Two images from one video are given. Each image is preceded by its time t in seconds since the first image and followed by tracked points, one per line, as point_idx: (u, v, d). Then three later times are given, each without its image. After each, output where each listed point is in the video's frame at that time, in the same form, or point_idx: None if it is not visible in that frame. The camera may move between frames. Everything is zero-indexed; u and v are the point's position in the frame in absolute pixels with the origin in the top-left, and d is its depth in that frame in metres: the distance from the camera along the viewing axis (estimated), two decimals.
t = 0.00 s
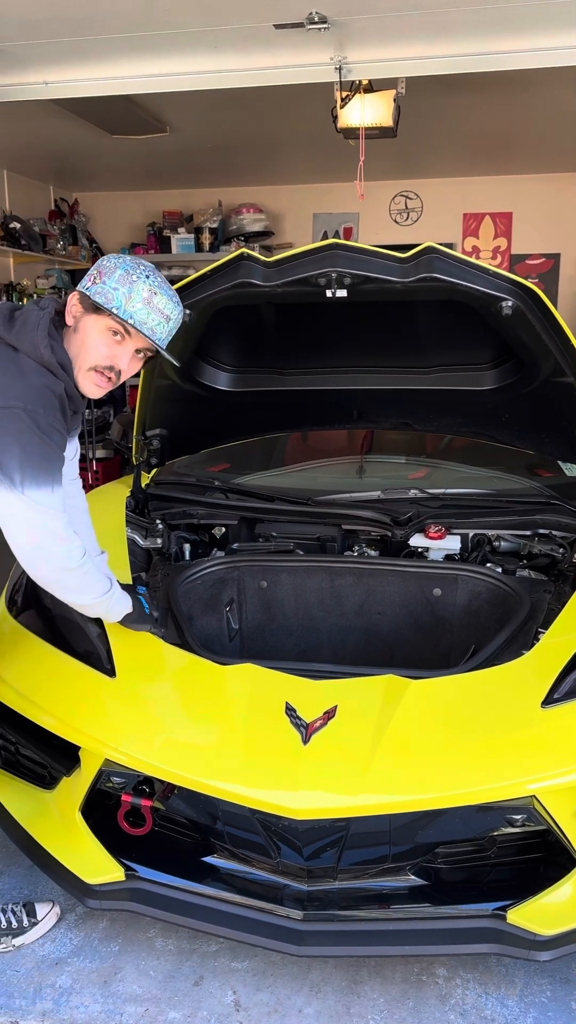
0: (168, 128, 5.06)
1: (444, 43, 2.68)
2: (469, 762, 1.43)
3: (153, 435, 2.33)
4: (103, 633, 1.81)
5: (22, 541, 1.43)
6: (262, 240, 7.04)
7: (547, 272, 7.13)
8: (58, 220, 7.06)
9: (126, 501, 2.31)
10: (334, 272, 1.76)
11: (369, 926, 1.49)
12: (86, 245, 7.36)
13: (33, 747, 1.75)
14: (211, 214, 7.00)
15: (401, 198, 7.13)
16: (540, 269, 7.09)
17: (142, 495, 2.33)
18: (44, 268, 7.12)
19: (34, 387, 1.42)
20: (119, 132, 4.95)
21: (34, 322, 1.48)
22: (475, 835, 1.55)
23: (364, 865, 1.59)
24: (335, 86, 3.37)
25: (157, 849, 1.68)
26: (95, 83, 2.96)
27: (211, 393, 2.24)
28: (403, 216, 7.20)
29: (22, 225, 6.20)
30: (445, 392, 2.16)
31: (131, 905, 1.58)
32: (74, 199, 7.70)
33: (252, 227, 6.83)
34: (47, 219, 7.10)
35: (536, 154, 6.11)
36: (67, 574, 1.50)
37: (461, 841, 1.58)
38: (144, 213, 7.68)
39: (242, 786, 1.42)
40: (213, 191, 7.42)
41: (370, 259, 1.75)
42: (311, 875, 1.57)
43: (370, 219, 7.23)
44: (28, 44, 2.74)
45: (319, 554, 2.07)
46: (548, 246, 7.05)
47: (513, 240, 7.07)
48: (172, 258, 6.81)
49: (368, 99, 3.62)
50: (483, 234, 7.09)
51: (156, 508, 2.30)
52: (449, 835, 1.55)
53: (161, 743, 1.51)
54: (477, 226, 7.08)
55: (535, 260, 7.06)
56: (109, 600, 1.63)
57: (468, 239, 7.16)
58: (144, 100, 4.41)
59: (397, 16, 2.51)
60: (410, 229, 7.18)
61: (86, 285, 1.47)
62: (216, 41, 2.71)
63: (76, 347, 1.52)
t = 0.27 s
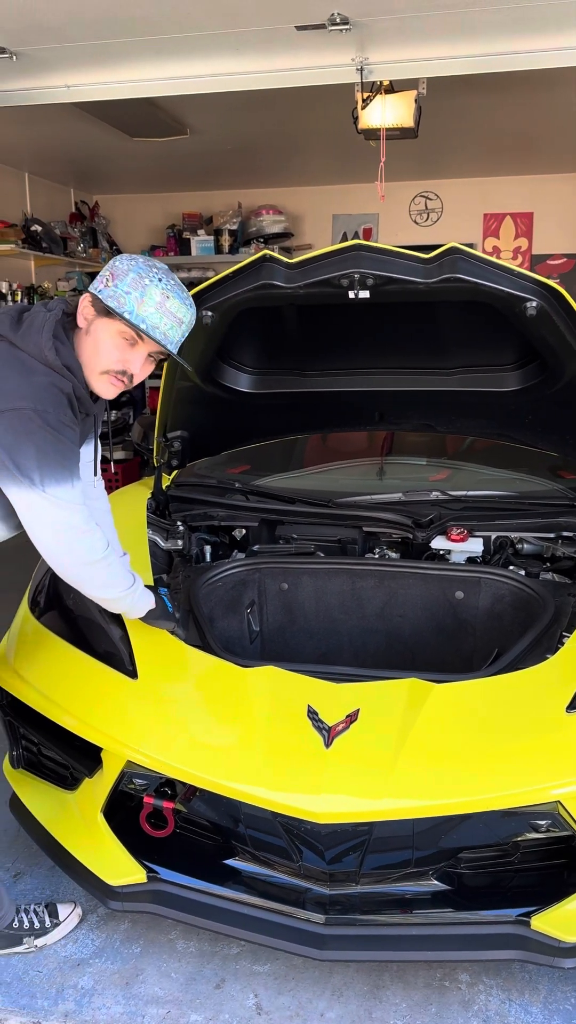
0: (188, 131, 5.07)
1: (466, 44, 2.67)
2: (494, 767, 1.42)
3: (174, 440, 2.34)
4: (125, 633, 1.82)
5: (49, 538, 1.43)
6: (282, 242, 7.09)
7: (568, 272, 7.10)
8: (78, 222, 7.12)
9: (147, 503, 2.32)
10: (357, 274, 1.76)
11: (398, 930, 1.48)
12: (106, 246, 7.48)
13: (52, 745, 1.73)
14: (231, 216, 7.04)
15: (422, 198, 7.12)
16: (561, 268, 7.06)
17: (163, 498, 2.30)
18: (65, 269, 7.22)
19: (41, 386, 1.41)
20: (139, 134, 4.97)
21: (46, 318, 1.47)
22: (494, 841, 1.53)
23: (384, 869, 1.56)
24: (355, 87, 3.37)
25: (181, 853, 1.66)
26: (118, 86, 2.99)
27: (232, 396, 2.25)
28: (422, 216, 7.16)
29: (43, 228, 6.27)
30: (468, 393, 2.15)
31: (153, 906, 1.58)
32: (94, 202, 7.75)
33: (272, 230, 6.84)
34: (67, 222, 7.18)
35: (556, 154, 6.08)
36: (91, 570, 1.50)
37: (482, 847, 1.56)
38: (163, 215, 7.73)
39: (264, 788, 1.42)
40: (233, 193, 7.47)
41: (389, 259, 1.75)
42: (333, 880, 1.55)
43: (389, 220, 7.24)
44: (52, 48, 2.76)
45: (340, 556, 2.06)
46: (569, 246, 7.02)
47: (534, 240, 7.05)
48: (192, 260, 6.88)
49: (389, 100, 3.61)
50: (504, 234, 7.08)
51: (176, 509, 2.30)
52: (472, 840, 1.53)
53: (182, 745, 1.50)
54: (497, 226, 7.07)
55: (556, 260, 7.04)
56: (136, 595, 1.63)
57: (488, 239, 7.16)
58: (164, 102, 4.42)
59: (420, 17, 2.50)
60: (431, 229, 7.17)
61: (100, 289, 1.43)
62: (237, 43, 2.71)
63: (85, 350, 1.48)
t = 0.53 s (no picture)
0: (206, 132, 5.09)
1: (484, 44, 2.67)
2: (513, 770, 1.41)
3: (191, 441, 2.39)
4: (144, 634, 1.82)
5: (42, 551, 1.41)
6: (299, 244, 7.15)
7: None
8: (96, 225, 7.20)
9: (164, 505, 2.36)
10: (376, 275, 1.76)
11: (418, 933, 1.47)
12: (123, 248, 7.56)
13: (71, 747, 1.73)
14: (248, 218, 7.09)
15: (439, 198, 7.22)
16: None
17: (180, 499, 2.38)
18: (83, 270, 7.31)
19: (61, 392, 1.41)
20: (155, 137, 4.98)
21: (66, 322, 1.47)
22: (516, 845, 1.51)
23: (404, 873, 1.54)
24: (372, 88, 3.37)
25: (199, 855, 1.65)
26: (139, 88, 3.04)
27: (250, 398, 2.28)
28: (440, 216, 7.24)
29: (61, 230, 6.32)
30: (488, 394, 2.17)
31: (171, 908, 1.58)
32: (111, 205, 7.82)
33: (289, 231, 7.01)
34: (86, 224, 7.26)
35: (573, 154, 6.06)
36: (83, 587, 1.48)
37: (501, 851, 1.53)
38: (181, 217, 7.81)
39: (282, 790, 1.41)
40: (250, 195, 7.55)
41: (408, 259, 1.75)
42: (351, 882, 1.53)
43: (407, 221, 7.33)
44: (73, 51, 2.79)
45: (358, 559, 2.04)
46: None
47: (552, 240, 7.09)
48: (208, 262, 6.96)
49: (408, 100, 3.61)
50: (522, 234, 7.14)
51: (193, 510, 2.33)
52: (493, 844, 1.50)
53: (198, 745, 1.50)
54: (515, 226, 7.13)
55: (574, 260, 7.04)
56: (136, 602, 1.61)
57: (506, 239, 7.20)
58: (182, 104, 4.43)
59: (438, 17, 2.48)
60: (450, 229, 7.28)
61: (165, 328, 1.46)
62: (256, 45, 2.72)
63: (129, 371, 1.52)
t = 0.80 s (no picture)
0: (225, 135, 5.12)
1: (504, 45, 2.68)
2: (538, 775, 1.40)
3: (213, 442, 2.37)
4: (166, 633, 1.80)
5: (34, 526, 1.41)
6: (318, 246, 7.21)
7: None
8: (116, 228, 7.28)
9: (186, 506, 2.36)
10: (399, 276, 1.76)
11: (436, 937, 1.45)
12: (144, 252, 7.62)
13: (95, 747, 1.73)
14: (267, 220, 7.14)
15: (459, 199, 7.30)
16: None
17: (202, 502, 2.36)
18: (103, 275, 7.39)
19: (98, 391, 1.53)
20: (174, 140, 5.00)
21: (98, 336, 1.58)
22: (542, 851, 1.46)
23: (427, 877, 1.51)
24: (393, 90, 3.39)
25: (222, 858, 1.64)
26: (161, 92, 3.07)
27: (271, 399, 2.29)
28: (460, 218, 7.37)
29: (81, 233, 6.38)
30: (514, 394, 2.17)
31: (194, 910, 1.57)
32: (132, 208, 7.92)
33: (308, 232, 7.09)
34: (107, 228, 7.34)
35: None
36: (53, 573, 1.50)
37: (530, 856, 1.49)
38: (202, 221, 7.91)
39: (306, 793, 1.41)
40: (269, 197, 7.64)
41: (436, 262, 1.75)
42: (375, 886, 1.51)
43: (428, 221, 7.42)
44: (96, 56, 2.82)
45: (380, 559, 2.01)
46: None
47: (572, 240, 7.19)
48: (228, 263, 7.02)
49: (429, 101, 3.69)
50: (542, 235, 7.24)
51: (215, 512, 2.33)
52: (519, 850, 1.46)
53: (220, 746, 1.50)
54: (536, 226, 7.21)
55: None
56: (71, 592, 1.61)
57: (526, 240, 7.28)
58: (201, 107, 4.45)
59: (458, 17, 2.48)
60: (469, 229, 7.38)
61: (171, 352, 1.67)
62: (279, 47, 2.74)
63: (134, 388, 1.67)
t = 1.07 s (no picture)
0: (240, 137, 5.12)
1: (521, 44, 2.68)
2: (559, 780, 1.39)
3: (230, 443, 2.40)
4: (184, 633, 1.77)
5: (39, 497, 1.59)
6: (333, 246, 7.25)
7: None
8: (132, 229, 7.33)
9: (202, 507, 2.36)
10: (417, 277, 1.76)
11: (452, 943, 1.43)
12: (159, 252, 7.64)
13: (110, 748, 1.72)
14: (283, 220, 7.17)
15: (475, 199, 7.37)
16: None
17: (218, 502, 2.37)
18: (118, 276, 7.43)
19: (72, 379, 1.68)
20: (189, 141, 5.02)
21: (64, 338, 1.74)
22: (558, 854, 1.45)
23: (446, 881, 1.49)
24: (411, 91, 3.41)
25: (237, 862, 1.62)
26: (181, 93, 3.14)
27: (287, 400, 2.29)
28: (476, 218, 7.42)
29: (97, 235, 6.43)
30: (532, 396, 2.16)
31: (209, 911, 1.56)
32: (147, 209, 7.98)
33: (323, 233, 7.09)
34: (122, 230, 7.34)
35: None
36: (56, 539, 1.68)
37: (548, 860, 1.47)
38: (217, 221, 7.96)
39: (324, 795, 1.40)
40: (284, 197, 7.71)
41: (454, 263, 1.74)
42: (392, 889, 1.49)
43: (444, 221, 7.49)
44: (115, 58, 2.84)
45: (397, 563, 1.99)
46: None
47: None
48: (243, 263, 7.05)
49: (446, 101, 3.70)
50: (558, 234, 7.26)
51: (231, 514, 2.35)
52: (537, 854, 1.45)
53: (237, 747, 1.49)
54: (552, 226, 7.26)
55: None
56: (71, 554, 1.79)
57: (543, 239, 7.32)
58: (217, 109, 4.45)
59: (477, 18, 2.47)
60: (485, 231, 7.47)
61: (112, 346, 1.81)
62: (296, 48, 2.75)
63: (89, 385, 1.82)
